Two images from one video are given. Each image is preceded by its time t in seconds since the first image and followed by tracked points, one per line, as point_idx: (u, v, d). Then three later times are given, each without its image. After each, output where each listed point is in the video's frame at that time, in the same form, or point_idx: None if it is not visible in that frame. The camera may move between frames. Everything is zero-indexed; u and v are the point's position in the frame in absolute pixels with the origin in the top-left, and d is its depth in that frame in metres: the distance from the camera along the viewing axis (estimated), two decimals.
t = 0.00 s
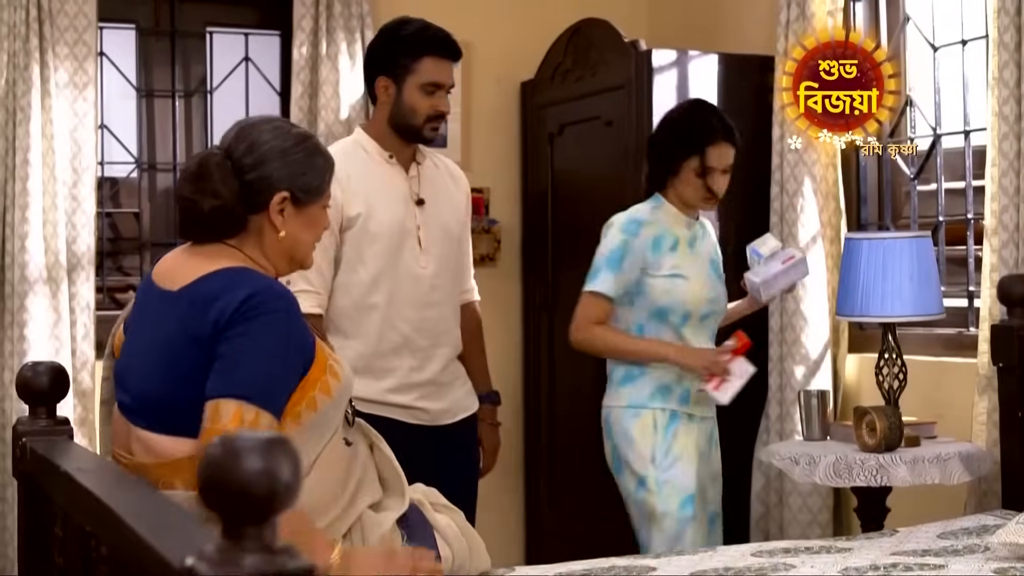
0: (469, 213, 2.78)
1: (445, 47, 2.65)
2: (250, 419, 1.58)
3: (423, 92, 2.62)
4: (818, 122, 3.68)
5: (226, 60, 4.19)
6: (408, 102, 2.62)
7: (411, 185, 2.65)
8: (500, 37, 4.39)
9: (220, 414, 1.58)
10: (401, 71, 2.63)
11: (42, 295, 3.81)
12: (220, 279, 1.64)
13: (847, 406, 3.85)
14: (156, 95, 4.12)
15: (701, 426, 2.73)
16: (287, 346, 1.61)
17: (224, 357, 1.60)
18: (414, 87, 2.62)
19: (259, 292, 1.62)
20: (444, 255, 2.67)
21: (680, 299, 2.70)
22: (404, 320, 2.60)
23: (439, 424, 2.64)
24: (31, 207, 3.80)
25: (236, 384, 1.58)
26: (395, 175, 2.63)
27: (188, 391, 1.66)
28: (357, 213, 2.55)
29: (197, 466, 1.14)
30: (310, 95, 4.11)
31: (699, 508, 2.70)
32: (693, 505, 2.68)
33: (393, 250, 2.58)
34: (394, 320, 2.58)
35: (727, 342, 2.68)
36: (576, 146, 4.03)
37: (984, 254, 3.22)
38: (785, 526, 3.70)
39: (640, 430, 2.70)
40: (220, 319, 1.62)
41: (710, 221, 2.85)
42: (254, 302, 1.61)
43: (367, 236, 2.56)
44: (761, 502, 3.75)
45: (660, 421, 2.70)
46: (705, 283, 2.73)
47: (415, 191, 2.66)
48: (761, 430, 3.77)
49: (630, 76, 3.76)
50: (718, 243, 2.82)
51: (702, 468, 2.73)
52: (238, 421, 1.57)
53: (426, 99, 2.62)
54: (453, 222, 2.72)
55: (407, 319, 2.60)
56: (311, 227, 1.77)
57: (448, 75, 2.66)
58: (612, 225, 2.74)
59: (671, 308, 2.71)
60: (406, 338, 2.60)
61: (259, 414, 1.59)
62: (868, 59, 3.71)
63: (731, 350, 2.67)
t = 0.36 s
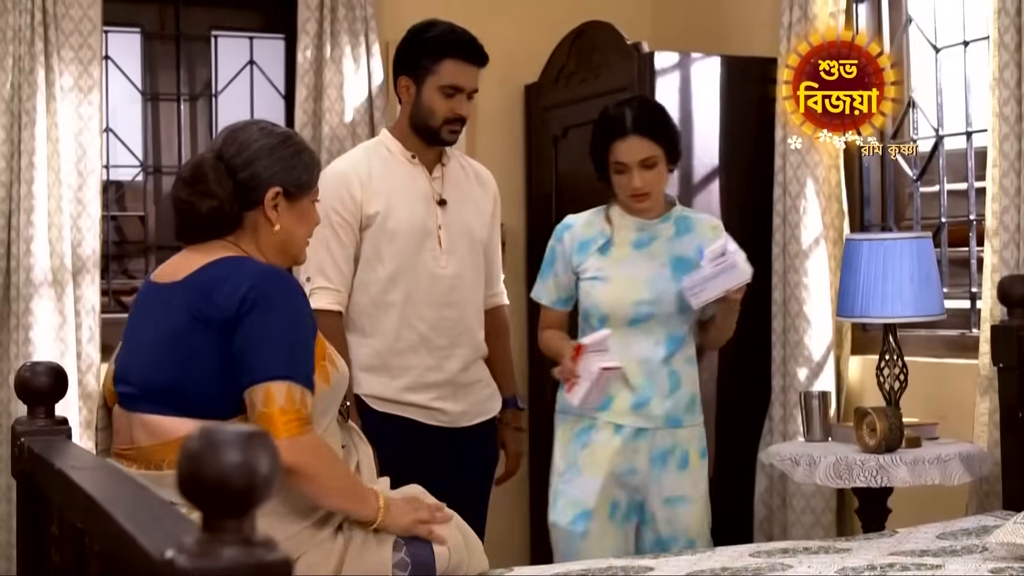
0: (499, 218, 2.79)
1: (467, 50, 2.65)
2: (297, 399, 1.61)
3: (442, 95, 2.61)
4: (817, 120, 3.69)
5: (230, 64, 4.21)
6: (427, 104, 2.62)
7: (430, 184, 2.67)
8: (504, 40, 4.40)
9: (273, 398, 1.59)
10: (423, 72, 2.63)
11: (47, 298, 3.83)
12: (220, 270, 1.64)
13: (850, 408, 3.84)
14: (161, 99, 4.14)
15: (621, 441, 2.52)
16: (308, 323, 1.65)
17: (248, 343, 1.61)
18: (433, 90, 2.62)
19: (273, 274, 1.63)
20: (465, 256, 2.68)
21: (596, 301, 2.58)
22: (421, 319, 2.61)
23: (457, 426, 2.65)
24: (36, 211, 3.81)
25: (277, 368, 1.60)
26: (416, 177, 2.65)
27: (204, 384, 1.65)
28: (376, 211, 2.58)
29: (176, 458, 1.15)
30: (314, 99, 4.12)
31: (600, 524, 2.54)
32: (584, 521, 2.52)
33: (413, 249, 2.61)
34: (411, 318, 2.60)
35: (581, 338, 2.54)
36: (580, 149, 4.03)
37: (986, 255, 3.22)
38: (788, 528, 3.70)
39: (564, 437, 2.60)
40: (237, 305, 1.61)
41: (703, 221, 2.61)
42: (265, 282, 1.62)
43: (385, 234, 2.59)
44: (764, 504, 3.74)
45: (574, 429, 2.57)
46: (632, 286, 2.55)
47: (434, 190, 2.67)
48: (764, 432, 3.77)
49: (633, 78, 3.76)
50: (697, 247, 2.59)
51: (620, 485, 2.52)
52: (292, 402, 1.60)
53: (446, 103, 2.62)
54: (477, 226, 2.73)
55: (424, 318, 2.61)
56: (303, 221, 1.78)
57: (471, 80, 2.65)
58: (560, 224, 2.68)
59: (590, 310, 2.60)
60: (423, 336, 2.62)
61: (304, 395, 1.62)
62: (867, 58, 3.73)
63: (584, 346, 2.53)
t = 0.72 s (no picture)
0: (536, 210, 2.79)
1: (476, 49, 2.64)
2: (244, 373, 1.62)
3: (450, 96, 2.62)
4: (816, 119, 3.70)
5: (236, 66, 4.22)
6: (435, 104, 2.63)
7: (444, 186, 2.70)
8: (509, 42, 4.41)
9: (218, 369, 1.61)
10: (432, 72, 2.64)
11: (52, 299, 3.83)
12: (210, 263, 1.69)
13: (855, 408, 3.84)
14: (166, 101, 4.15)
15: (574, 448, 2.53)
16: (279, 316, 1.67)
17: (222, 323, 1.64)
18: (442, 90, 2.62)
19: (245, 265, 1.68)
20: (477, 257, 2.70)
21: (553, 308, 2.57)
22: (429, 318, 2.65)
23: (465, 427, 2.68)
24: (42, 212, 3.82)
25: (233, 344, 1.62)
26: (427, 177, 2.69)
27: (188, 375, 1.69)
28: (387, 210, 2.63)
29: (160, 450, 1.15)
30: (319, 100, 4.13)
31: (568, 530, 2.54)
32: (549, 528, 2.55)
33: (424, 247, 2.65)
34: (418, 318, 2.64)
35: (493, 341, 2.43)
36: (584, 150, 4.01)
37: (988, 255, 3.22)
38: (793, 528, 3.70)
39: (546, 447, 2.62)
40: (211, 292, 1.66)
41: (662, 212, 2.55)
42: (244, 274, 1.67)
43: (394, 233, 2.63)
44: (768, 505, 3.73)
45: (548, 437, 2.61)
46: (582, 289, 2.53)
47: (449, 191, 2.70)
48: (769, 433, 3.77)
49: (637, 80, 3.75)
50: (653, 241, 2.53)
51: (572, 490, 2.52)
52: (234, 375, 1.61)
53: (453, 103, 2.62)
54: (493, 226, 2.74)
55: (431, 317, 2.65)
56: (284, 225, 1.81)
57: (483, 82, 2.65)
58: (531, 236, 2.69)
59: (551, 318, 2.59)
60: (431, 336, 2.65)
61: (257, 373, 1.63)
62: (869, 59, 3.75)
63: (500, 348, 2.42)
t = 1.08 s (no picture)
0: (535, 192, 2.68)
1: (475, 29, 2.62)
2: (226, 367, 1.57)
3: (451, 76, 2.61)
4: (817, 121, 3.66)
5: (241, 50, 4.21)
6: (439, 86, 2.63)
7: (455, 169, 2.69)
8: (515, 26, 4.40)
9: (197, 364, 1.57)
10: (436, 54, 2.64)
11: (57, 282, 3.84)
12: (198, 247, 1.64)
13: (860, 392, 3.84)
14: (171, 85, 4.15)
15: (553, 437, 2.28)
16: (264, 303, 1.61)
17: (203, 313, 1.59)
18: (443, 71, 2.62)
19: (234, 252, 1.62)
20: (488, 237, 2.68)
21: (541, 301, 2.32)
22: (438, 302, 2.65)
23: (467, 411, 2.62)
24: (46, 196, 3.83)
25: (214, 338, 1.57)
26: (437, 161, 2.68)
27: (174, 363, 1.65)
28: (394, 193, 2.66)
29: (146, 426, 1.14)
30: (324, 84, 4.12)
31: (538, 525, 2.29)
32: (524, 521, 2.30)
33: (433, 230, 2.65)
34: (427, 301, 2.65)
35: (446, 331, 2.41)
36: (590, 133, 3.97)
37: (993, 238, 3.21)
38: (797, 512, 3.70)
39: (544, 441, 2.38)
40: (196, 279, 1.61)
41: (645, 196, 2.22)
42: (231, 260, 1.61)
43: (404, 218, 2.65)
44: (773, 489, 3.75)
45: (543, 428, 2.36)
46: (558, 275, 2.26)
47: (460, 174, 2.69)
48: (774, 417, 3.76)
49: (642, 64, 3.72)
50: (630, 229, 2.21)
51: (544, 480, 2.27)
52: (214, 370, 1.56)
53: (454, 84, 2.61)
54: (508, 209, 2.71)
55: (440, 301, 2.65)
56: (275, 213, 1.71)
57: (486, 61, 2.63)
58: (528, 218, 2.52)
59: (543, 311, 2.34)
60: (439, 319, 2.65)
61: (241, 365, 1.58)
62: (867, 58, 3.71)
63: (454, 338, 2.41)
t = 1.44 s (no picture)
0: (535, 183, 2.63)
1: (467, 20, 2.59)
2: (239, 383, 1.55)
3: (443, 67, 2.58)
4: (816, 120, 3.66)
5: (244, 40, 4.20)
6: (435, 78, 2.61)
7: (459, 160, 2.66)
8: (519, 16, 4.40)
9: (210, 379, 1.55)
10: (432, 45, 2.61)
11: (61, 274, 3.85)
12: (207, 243, 1.60)
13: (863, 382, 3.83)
14: (175, 76, 4.15)
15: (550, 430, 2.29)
16: (277, 307, 1.59)
17: (212, 319, 1.56)
18: (438, 63, 2.59)
19: (243, 251, 1.58)
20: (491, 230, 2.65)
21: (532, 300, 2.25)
22: (437, 293, 2.63)
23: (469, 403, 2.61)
24: (50, 187, 3.82)
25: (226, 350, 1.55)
26: (439, 151, 2.66)
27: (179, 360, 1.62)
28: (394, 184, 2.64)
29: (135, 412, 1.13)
30: (328, 75, 4.12)
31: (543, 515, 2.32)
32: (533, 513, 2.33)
33: (433, 221, 2.63)
34: (427, 291, 2.63)
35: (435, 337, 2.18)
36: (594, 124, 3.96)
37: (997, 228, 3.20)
38: (801, 502, 3.69)
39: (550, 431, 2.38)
40: (202, 280, 1.57)
41: (615, 184, 2.13)
42: (239, 262, 1.57)
43: (404, 209, 2.64)
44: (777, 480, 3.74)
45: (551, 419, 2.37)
46: (539, 272, 2.17)
47: (463, 165, 2.66)
48: (778, 407, 3.76)
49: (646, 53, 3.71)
50: (604, 219, 2.13)
51: (540, 469, 2.29)
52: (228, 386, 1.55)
53: (448, 74, 2.58)
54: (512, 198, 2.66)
55: (439, 291, 2.63)
56: (287, 209, 1.69)
57: (483, 49, 2.59)
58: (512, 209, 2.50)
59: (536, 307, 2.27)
60: (438, 310, 2.63)
61: (250, 378, 1.56)
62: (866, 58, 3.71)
63: (444, 344, 2.18)
